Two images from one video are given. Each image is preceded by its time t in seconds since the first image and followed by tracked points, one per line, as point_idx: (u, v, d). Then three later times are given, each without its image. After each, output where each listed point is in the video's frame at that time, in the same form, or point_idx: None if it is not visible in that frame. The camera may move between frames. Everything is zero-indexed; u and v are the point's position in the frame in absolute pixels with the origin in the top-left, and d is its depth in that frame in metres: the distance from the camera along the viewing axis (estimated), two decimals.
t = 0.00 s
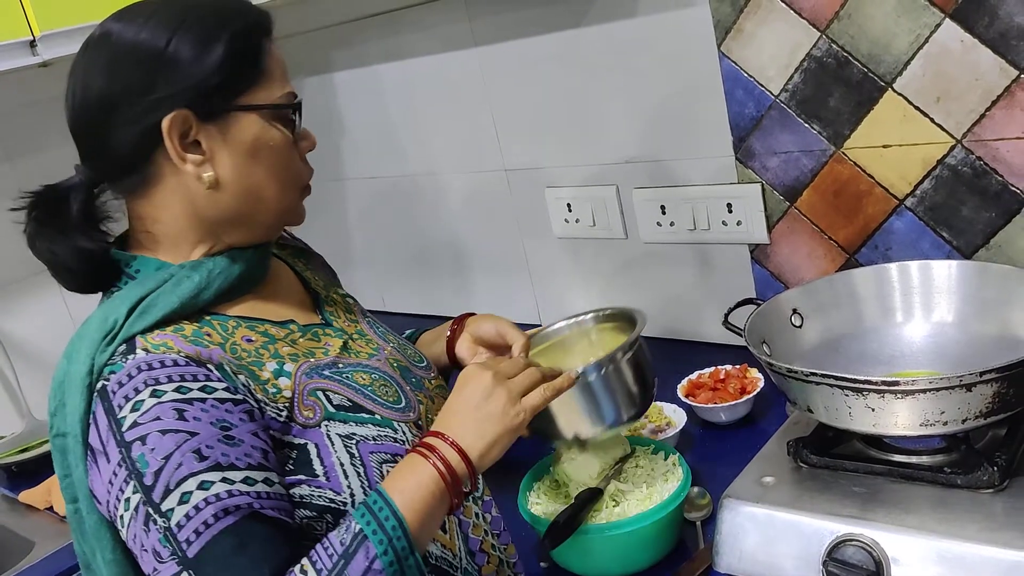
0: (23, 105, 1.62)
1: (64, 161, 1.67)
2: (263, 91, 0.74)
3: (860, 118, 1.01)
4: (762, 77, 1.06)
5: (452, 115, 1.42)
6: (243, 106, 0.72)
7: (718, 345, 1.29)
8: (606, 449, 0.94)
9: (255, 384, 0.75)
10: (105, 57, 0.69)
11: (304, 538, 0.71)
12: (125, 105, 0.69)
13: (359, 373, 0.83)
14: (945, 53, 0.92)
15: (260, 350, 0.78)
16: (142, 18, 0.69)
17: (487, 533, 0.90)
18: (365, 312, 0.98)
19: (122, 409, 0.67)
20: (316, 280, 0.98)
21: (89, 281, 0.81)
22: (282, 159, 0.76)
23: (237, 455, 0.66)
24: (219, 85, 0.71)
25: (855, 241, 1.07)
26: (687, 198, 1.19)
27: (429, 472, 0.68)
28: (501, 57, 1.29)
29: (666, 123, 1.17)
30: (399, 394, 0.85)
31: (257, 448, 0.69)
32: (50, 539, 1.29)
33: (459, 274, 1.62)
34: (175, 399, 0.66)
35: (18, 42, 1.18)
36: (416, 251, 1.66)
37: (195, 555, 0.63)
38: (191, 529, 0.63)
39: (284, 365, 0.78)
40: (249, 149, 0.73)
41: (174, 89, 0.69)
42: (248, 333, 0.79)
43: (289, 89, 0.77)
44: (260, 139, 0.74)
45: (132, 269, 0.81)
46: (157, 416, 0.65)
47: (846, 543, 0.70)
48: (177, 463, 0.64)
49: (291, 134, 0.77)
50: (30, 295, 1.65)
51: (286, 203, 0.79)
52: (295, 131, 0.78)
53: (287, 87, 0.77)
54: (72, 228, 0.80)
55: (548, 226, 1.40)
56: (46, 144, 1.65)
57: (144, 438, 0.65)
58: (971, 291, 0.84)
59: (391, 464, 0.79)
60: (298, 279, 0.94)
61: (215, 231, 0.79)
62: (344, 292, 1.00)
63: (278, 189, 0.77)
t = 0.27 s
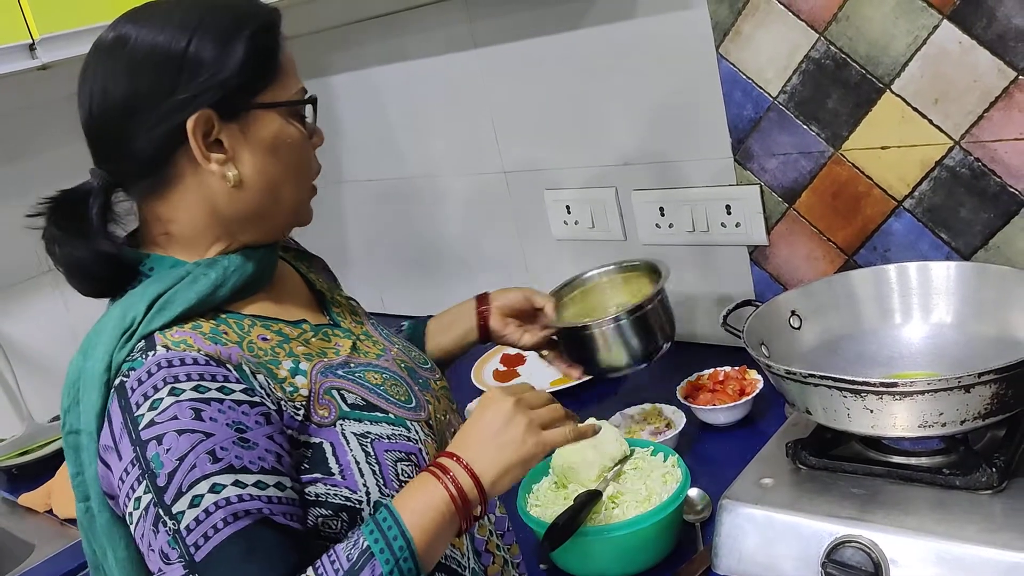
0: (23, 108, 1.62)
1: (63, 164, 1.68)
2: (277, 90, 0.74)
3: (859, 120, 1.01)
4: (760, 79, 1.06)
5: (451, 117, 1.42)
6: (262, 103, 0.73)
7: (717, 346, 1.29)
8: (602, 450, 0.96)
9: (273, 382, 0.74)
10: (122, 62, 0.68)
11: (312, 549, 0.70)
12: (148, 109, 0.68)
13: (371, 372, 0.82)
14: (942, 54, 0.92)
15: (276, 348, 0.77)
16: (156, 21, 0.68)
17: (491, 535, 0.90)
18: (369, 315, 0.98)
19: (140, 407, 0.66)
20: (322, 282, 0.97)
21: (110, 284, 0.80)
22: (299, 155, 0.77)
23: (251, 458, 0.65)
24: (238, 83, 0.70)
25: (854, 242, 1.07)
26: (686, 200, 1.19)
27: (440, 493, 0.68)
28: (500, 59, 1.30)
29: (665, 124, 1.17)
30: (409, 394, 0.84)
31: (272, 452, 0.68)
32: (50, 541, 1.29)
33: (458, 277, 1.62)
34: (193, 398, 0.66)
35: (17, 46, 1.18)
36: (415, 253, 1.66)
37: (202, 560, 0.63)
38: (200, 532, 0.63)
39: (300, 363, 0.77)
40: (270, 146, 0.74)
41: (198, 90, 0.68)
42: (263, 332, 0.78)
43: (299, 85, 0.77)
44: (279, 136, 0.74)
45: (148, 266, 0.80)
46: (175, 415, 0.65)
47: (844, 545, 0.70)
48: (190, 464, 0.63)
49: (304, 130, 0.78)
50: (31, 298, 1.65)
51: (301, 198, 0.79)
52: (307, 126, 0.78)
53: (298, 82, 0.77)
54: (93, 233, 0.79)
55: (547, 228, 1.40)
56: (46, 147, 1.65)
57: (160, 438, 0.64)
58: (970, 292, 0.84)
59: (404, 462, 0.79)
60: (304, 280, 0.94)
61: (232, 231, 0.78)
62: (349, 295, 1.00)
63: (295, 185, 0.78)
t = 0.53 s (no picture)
0: (22, 110, 1.62)
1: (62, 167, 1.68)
2: (293, 90, 0.74)
3: (857, 122, 1.01)
4: (759, 81, 1.06)
5: (450, 119, 1.42)
6: (279, 103, 0.73)
7: (716, 349, 1.29)
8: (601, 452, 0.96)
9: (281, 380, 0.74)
10: (142, 60, 0.68)
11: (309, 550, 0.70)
12: (167, 108, 0.69)
13: (378, 374, 0.82)
14: (941, 56, 0.92)
15: (285, 346, 0.77)
16: (175, 20, 0.68)
17: (493, 538, 0.90)
18: (377, 318, 0.97)
19: (146, 400, 0.66)
20: (331, 283, 0.97)
21: (122, 280, 0.82)
22: (312, 154, 0.77)
23: (252, 457, 0.65)
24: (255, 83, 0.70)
25: (853, 244, 1.07)
26: (686, 201, 1.19)
27: (438, 504, 0.67)
28: (499, 61, 1.30)
29: (664, 126, 1.17)
30: (415, 397, 0.84)
31: (275, 451, 0.68)
32: (49, 544, 1.29)
33: (457, 279, 1.62)
34: (198, 393, 0.66)
35: (16, 48, 1.18)
36: (414, 255, 1.66)
37: (197, 556, 0.63)
38: (196, 529, 0.63)
39: (308, 362, 0.77)
40: (284, 146, 0.74)
41: (217, 89, 0.69)
42: (272, 329, 0.78)
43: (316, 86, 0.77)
44: (294, 136, 0.75)
45: (160, 261, 0.80)
46: (179, 410, 0.65)
47: (843, 547, 0.69)
48: (192, 460, 0.63)
49: (317, 128, 0.78)
50: (30, 301, 1.65)
51: (315, 196, 0.79)
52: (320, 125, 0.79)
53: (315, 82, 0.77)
54: (109, 230, 0.80)
55: (546, 230, 1.40)
56: (45, 150, 1.66)
57: (164, 432, 0.64)
58: (969, 293, 0.84)
59: (409, 464, 0.78)
60: (314, 281, 0.93)
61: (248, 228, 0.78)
62: (357, 297, 0.99)
63: (309, 183, 0.78)
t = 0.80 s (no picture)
0: (22, 113, 1.62)
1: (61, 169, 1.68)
2: (300, 89, 0.74)
3: (856, 124, 1.01)
4: (758, 83, 1.06)
5: (450, 122, 1.42)
6: (284, 104, 0.73)
7: (716, 351, 1.29)
8: (600, 453, 0.96)
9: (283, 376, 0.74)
10: (150, 60, 0.68)
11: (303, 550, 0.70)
12: (173, 107, 0.69)
13: (382, 374, 0.82)
14: (939, 58, 0.93)
15: (288, 343, 0.77)
16: (184, 20, 0.68)
17: (495, 541, 0.90)
18: (383, 320, 0.97)
19: (148, 393, 0.66)
20: (338, 284, 0.97)
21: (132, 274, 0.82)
22: (318, 155, 0.76)
23: (250, 452, 0.65)
24: (261, 85, 0.70)
25: (852, 246, 1.07)
26: (686, 203, 1.19)
27: (434, 508, 0.68)
28: (498, 63, 1.30)
29: (664, 129, 1.17)
30: (418, 398, 0.84)
31: (274, 448, 0.68)
32: (48, 546, 1.29)
33: (457, 281, 1.62)
34: (199, 387, 0.66)
35: (17, 51, 1.18)
36: (414, 257, 1.66)
37: (191, 550, 0.63)
38: (191, 524, 0.63)
39: (311, 360, 0.77)
40: (288, 146, 0.74)
41: (221, 89, 0.69)
42: (277, 326, 0.78)
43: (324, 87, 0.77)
44: (299, 137, 0.74)
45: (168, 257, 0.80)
46: (179, 403, 0.65)
47: (843, 549, 0.70)
48: (189, 454, 0.63)
49: (324, 129, 0.77)
50: (30, 303, 1.65)
51: (323, 197, 0.79)
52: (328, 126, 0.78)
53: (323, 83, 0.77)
54: (117, 227, 0.80)
55: (546, 232, 1.40)
56: (45, 152, 1.66)
57: (162, 425, 0.64)
58: (968, 295, 0.84)
59: (410, 465, 0.78)
60: (321, 283, 0.93)
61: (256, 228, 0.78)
62: (364, 299, 0.99)
63: (315, 184, 0.77)
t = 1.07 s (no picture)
0: (22, 115, 1.62)
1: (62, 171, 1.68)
2: (306, 94, 0.74)
3: (856, 126, 1.01)
4: (758, 85, 1.06)
5: (449, 123, 1.42)
6: (289, 107, 0.73)
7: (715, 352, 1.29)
8: (600, 454, 0.97)
9: (280, 377, 0.74)
10: (157, 58, 0.69)
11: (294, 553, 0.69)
12: (176, 105, 0.69)
13: (382, 377, 0.82)
14: (939, 60, 0.93)
15: (288, 345, 0.77)
16: (193, 21, 0.69)
17: (494, 545, 0.90)
18: (387, 323, 0.96)
19: (144, 391, 0.66)
20: (342, 286, 0.97)
21: (132, 271, 0.82)
22: (322, 160, 0.76)
23: (243, 454, 0.66)
24: (266, 87, 0.70)
25: (852, 248, 1.07)
26: (686, 204, 1.19)
27: (424, 517, 0.68)
28: (498, 65, 1.30)
29: (664, 130, 1.17)
30: (418, 401, 0.84)
31: (267, 450, 0.68)
32: (49, 548, 1.29)
33: (457, 282, 1.63)
34: (194, 387, 0.66)
35: (17, 53, 1.18)
36: (415, 258, 1.67)
37: (181, 549, 0.63)
38: (181, 524, 0.63)
39: (310, 362, 0.77)
40: (291, 150, 0.73)
41: (224, 91, 0.69)
42: (277, 328, 0.78)
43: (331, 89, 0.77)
44: (303, 141, 0.74)
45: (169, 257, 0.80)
46: (174, 403, 0.65)
47: (842, 550, 0.70)
48: (183, 454, 0.63)
49: (330, 135, 0.77)
50: (30, 305, 1.66)
51: (326, 203, 0.78)
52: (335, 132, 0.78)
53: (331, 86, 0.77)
54: (117, 223, 0.80)
55: (546, 233, 1.40)
56: (45, 154, 1.66)
57: (156, 424, 0.65)
58: (967, 296, 0.84)
59: (406, 468, 0.78)
60: (325, 285, 0.93)
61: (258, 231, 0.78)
62: (368, 301, 0.99)
63: (319, 189, 0.77)
